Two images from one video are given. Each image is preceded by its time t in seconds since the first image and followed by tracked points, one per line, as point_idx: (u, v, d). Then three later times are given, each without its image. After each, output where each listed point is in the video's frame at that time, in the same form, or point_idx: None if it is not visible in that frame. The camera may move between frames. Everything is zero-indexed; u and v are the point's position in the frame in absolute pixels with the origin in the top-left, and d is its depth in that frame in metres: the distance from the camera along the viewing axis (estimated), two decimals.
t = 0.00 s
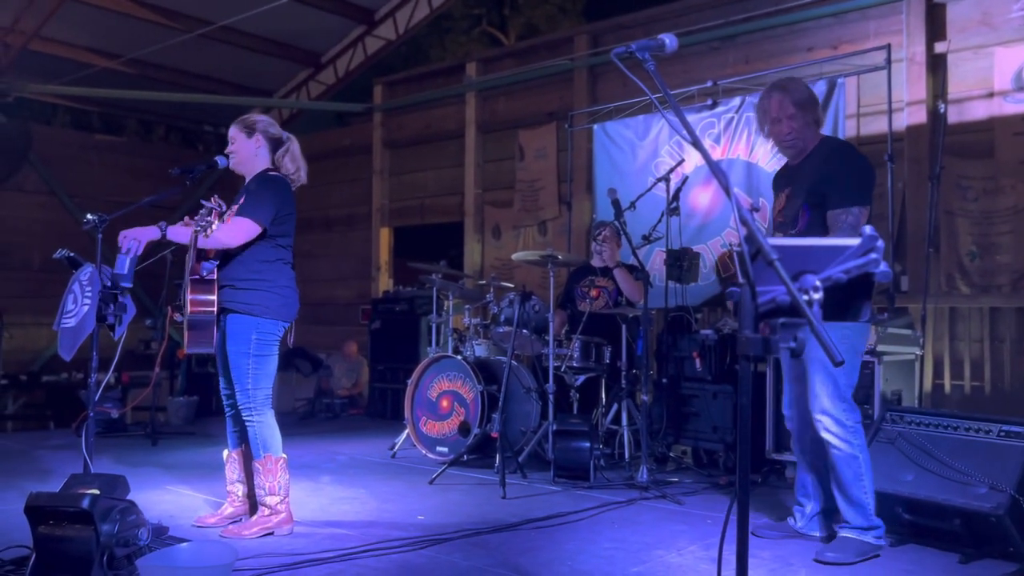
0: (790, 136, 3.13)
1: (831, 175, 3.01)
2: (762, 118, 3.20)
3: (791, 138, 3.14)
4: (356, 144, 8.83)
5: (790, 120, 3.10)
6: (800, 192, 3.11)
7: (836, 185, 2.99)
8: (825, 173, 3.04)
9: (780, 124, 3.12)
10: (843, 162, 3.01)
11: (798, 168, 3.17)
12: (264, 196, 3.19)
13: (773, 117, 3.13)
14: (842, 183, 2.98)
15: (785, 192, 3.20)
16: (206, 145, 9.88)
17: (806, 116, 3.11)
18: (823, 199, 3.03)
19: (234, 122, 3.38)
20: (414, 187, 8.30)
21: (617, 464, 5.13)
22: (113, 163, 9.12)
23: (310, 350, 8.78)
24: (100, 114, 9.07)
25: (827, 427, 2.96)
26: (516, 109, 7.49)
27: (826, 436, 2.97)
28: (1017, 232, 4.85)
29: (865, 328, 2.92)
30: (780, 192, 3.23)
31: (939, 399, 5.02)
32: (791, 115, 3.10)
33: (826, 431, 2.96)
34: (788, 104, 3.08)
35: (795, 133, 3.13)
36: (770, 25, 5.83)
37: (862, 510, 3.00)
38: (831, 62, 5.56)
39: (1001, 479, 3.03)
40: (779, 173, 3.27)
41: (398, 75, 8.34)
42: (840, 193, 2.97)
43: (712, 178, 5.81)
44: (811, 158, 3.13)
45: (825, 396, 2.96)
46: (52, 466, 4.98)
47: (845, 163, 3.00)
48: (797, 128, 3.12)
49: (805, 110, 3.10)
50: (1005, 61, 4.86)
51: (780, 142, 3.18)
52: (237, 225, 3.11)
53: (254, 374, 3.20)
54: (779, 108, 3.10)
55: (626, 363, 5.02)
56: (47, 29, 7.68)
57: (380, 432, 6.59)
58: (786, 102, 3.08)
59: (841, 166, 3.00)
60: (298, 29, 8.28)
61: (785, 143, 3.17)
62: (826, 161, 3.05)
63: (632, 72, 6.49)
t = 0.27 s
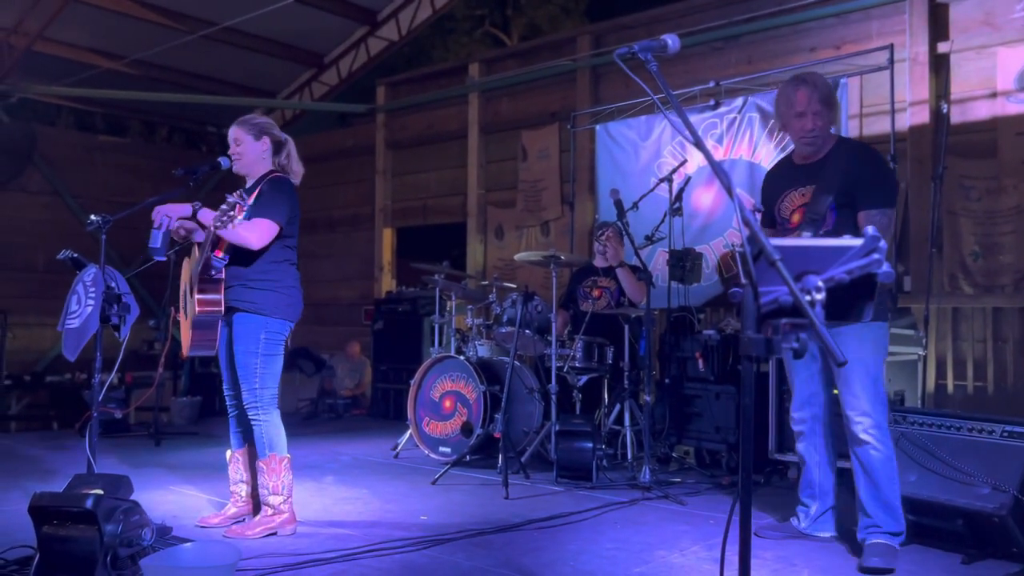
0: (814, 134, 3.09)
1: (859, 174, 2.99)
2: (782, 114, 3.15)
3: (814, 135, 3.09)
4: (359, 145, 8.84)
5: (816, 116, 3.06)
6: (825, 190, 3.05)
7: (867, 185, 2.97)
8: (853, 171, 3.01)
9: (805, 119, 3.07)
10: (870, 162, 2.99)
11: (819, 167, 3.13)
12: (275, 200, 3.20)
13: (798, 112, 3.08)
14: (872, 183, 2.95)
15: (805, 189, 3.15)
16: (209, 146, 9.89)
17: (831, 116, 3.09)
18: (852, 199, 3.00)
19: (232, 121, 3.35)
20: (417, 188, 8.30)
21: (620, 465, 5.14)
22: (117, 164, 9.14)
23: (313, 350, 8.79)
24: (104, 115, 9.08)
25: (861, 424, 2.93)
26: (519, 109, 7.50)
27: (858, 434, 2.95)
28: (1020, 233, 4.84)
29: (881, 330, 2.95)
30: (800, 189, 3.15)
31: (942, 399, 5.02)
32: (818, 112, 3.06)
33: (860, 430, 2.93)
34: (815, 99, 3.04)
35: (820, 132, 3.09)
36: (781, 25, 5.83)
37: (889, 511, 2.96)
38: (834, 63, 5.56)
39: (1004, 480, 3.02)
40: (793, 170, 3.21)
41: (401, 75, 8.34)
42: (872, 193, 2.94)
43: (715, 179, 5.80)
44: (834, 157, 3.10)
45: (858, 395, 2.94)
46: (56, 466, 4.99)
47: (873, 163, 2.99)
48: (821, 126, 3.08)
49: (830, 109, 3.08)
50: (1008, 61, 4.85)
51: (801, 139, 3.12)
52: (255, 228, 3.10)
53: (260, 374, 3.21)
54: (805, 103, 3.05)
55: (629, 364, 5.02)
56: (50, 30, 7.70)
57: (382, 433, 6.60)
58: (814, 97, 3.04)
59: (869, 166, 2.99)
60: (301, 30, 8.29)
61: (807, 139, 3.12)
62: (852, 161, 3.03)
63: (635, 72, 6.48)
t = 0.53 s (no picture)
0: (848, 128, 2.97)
1: (895, 175, 2.90)
2: (814, 107, 3.05)
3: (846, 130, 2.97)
4: (361, 145, 8.84)
5: (849, 109, 2.95)
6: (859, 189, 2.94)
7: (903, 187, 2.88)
8: (888, 171, 2.91)
9: (838, 114, 2.96)
10: (904, 162, 2.91)
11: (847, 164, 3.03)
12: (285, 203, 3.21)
13: (832, 105, 2.97)
14: (908, 185, 2.87)
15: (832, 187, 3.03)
16: (212, 147, 9.90)
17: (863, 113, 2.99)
18: (886, 200, 2.91)
19: (230, 123, 3.34)
20: (420, 188, 8.30)
21: (623, 465, 5.14)
22: (120, 165, 9.16)
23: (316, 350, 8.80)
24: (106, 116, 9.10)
25: (885, 431, 2.88)
26: (521, 109, 7.50)
27: (879, 440, 2.89)
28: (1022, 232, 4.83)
29: (902, 334, 2.93)
30: (828, 185, 3.04)
31: (944, 399, 5.02)
32: (853, 107, 2.96)
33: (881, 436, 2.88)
34: (849, 93, 2.96)
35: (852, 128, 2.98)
36: (788, 26, 5.82)
37: (903, 518, 2.91)
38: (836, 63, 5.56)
39: (1007, 480, 3.02)
40: (820, 167, 3.09)
41: (404, 75, 8.35)
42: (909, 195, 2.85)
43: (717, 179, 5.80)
44: (864, 156, 2.99)
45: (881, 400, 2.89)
46: (59, 466, 5.00)
47: (907, 164, 2.90)
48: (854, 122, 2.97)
49: (862, 107, 2.99)
50: (1011, 61, 4.85)
51: (832, 133, 3.00)
52: (276, 233, 3.11)
53: (266, 374, 3.21)
54: (838, 97, 2.96)
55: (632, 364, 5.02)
56: (53, 31, 7.72)
57: (385, 433, 6.60)
58: (849, 91, 2.96)
59: (903, 167, 2.90)
60: (304, 30, 8.30)
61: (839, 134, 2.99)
62: (885, 160, 2.94)
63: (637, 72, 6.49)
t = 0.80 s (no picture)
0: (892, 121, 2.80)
1: (938, 172, 2.76)
2: (855, 96, 2.87)
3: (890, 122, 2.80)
4: (364, 145, 8.85)
5: (894, 100, 2.79)
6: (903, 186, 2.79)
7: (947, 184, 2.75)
8: (931, 167, 2.77)
9: (881, 105, 2.79)
10: (948, 158, 2.76)
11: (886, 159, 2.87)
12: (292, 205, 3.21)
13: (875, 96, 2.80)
14: (952, 183, 2.73)
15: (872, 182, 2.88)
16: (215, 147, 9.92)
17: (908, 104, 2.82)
18: (929, 198, 2.77)
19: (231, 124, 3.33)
20: (422, 188, 8.31)
21: (625, 465, 5.13)
22: (123, 165, 9.18)
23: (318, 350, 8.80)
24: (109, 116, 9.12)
25: (908, 438, 2.76)
26: (523, 109, 7.50)
27: (901, 447, 2.78)
28: None
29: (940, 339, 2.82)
30: (867, 179, 2.89)
31: (947, 399, 5.01)
32: (897, 98, 2.79)
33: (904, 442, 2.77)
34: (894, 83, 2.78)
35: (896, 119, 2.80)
36: (792, 25, 5.81)
37: (911, 524, 2.82)
38: (839, 62, 5.56)
39: (1011, 479, 3.06)
40: (860, 159, 2.92)
41: (406, 75, 8.35)
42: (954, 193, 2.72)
43: (720, 178, 5.79)
44: (907, 150, 2.84)
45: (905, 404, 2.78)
46: (63, 466, 5.01)
47: (951, 159, 2.76)
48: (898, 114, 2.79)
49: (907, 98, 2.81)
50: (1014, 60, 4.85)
51: (874, 125, 2.83)
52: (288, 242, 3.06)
53: (269, 374, 3.22)
54: (883, 87, 2.78)
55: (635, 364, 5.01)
56: (56, 31, 7.74)
57: (387, 433, 6.61)
58: (895, 81, 2.78)
59: (946, 163, 2.76)
60: (306, 31, 8.32)
61: (881, 128, 2.83)
62: (926, 157, 2.80)
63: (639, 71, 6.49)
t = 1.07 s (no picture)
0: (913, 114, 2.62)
1: (957, 167, 2.63)
2: (873, 85, 2.65)
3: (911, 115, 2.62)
4: (365, 145, 8.85)
5: (917, 92, 2.59)
6: (924, 184, 2.63)
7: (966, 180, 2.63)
8: (950, 161, 2.64)
9: (904, 97, 2.59)
10: (967, 152, 2.64)
11: (905, 152, 2.67)
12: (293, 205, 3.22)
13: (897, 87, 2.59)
14: (972, 178, 2.62)
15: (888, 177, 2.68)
16: (216, 147, 9.93)
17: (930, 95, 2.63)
18: (948, 193, 2.64)
19: (236, 122, 3.35)
20: (423, 188, 8.31)
21: (627, 465, 5.13)
22: (125, 165, 9.19)
23: (320, 350, 8.81)
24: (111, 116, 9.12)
25: (920, 439, 2.73)
26: (524, 109, 7.50)
27: (913, 447, 2.74)
28: None
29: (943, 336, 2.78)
30: (884, 173, 2.68)
31: (949, 398, 5.01)
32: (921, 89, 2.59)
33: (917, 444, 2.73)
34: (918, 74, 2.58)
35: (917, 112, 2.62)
36: (794, 24, 5.81)
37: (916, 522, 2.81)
38: (841, 61, 5.56)
39: (1014, 479, 3.04)
40: (876, 151, 2.71)
41: (408, 75, 8.35)
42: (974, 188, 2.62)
43: (721, 178, 5.79)
44: (925, 145, 2.67)
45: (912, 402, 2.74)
46: (65, 465, 5.02)
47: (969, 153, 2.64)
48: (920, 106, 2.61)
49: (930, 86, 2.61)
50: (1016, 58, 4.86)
51: (892, 118, 2.64)
52: (288, 240, 3.09)
53: (271, 374, 3.22)
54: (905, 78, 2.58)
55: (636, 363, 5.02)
56: (58, 31, 7.75)
57: (389, 432, 6.61)
58: (919, 71, 2.58)
59: (965, 157, 2.63)
60: (307, 31, 8.32)
61: (900, 122, 2.64)
62: (944, 150, 2.65)
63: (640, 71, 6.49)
